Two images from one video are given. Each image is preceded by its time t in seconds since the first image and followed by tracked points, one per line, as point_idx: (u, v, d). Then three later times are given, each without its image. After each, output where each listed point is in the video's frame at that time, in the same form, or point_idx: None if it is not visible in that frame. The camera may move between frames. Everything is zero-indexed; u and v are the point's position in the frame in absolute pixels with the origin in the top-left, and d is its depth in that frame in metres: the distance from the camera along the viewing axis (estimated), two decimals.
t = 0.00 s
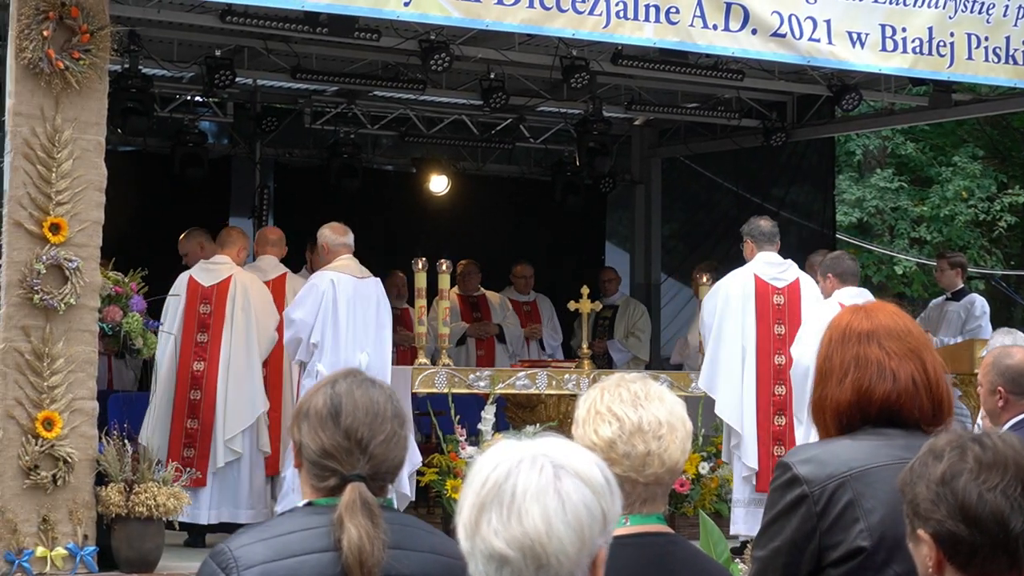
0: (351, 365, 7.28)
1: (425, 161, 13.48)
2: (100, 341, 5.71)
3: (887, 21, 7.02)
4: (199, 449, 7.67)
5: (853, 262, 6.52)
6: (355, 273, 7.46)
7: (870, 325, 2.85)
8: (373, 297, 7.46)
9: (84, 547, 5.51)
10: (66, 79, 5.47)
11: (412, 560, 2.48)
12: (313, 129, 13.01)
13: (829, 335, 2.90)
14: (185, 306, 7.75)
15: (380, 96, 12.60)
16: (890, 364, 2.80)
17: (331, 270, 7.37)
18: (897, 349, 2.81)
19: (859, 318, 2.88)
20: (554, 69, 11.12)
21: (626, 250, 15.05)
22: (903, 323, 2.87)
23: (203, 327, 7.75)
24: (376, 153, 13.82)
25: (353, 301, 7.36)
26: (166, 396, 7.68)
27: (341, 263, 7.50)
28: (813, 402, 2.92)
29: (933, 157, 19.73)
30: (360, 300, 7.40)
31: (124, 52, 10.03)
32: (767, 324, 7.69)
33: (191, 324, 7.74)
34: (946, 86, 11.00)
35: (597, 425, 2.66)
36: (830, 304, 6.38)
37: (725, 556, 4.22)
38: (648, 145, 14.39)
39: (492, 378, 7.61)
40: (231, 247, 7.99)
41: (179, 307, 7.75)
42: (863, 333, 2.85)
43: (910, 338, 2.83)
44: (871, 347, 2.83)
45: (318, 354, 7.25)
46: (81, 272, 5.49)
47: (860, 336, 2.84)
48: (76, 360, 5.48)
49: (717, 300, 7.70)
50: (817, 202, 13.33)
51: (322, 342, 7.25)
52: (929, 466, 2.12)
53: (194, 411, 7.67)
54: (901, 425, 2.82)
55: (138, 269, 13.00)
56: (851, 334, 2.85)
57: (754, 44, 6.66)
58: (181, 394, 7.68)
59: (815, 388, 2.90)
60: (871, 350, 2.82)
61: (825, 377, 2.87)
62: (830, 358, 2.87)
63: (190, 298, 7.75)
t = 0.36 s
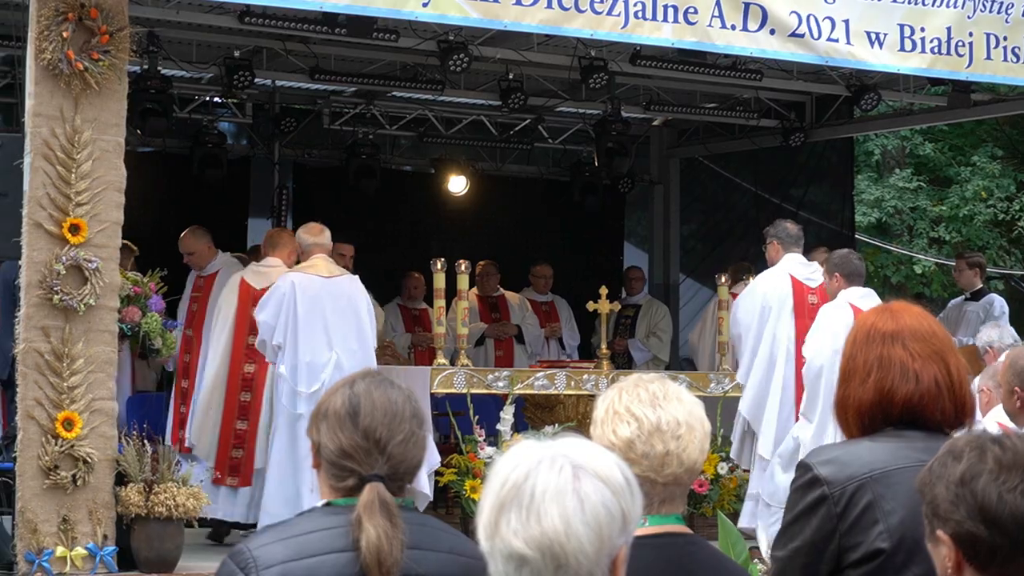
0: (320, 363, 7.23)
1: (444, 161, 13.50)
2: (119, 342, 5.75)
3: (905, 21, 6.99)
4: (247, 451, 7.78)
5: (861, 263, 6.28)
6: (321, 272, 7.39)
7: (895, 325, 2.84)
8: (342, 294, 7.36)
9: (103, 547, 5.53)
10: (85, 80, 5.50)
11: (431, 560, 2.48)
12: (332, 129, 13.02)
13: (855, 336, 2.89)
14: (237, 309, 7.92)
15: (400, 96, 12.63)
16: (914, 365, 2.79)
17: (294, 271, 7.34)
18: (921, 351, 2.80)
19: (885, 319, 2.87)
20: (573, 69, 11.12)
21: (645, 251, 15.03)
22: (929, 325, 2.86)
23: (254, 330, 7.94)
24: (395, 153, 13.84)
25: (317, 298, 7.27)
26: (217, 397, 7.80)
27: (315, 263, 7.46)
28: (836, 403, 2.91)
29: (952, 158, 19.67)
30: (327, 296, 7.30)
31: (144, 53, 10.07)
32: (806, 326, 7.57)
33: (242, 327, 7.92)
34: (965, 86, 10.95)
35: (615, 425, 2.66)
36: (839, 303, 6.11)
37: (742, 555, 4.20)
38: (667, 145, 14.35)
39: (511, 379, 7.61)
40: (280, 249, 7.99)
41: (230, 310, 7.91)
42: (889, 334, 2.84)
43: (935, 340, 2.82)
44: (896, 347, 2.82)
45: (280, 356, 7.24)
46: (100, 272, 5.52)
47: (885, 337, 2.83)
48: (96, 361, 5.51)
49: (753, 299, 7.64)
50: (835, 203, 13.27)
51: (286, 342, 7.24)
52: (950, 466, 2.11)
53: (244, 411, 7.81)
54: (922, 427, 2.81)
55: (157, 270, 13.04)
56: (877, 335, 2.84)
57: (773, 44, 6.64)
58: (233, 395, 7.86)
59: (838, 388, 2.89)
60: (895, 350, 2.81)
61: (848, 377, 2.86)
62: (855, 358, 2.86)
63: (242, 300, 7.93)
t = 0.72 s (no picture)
0: (308, 359, 7.44)
1: (465, 161, 13.50)
2: (139, 341, 5.78)
3: (927, 19, 6.94)
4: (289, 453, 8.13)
5: (825, 266, 6.68)
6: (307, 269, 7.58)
7: (922, 324, 2.81)
8: (331, 290, 7.56)
9: (124, 547, 5.55)
10: (106, 79, 5.53)
11: (451, 559, 2.47)
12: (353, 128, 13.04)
13: (881, 333, 2.86)
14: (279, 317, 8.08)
15: (421, 96, 12.65)
16: (939, 365, 2.76)
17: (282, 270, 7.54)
18: (947, 350, 2.77)
19: (912, 317, 2.84)
20: (594, 68, 11.10)
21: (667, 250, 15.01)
22: (956, 324, 2.82)
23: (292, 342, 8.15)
24: (415, 153, 13.84)
25: (305, 296, 7.48)
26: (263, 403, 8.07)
27: (306, 261, 7.67)
28: (860, 399, 2.89)
29: (974, 157, 19.58)
30: (316, 294, 7.50)
31: (166, 53, 10.11)
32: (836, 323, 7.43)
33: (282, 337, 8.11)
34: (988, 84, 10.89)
35: (636, 425, 2.64)
36: (810, 307, 6.67)
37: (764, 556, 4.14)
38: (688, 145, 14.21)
39: (531, 378, 7.61)
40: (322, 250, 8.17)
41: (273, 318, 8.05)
42: (915, 332, 2.81)
43: (962, 340, 2.79)
44: (922, 346, 2.79)
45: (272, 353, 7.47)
46: (121, 272, 5.54)
47: (911, 335, 2.81)
48: (116, 360, 5.54)
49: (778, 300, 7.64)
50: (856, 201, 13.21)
51: (275, 340, 7.47)
52: (968, 467, 2.10)
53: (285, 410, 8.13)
54: (945, 426, 2.79)
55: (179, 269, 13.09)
56: (902, 332, 2.82)
57: (793, 43, 6.61)
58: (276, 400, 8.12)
59: (862, 385, 2.87)
60: (920, 349, 2.78)
61: (873, 376, 2.83)
62: (880, 356, 2.83)
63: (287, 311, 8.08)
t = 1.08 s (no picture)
0: (313, 364, 7.50)
1: (484, 162, 13.48)
2: (158, 341, 5.79)
3: (947, 19, 6.89)
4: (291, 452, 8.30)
5: (798, 241, 6.96)
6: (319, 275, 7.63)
7: (948, 324, 2.79)
8: (342, 297, 7.60)
9: (144, 548, 5.56)
10: (126, 81, 5.54)
11: (470, 559, 2.46)
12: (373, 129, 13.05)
13: (907, 332, 2.85)
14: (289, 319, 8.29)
15: (440, 97, 12.65)
16: (962, 366, 2.75)
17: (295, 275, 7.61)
18: (972, 351, 2.76)
19: (940, 316, 2.82)
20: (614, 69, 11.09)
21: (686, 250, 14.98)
22: (983, 325, 2.80)
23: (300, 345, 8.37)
24: (435, 154, 13.82)
25: (314, 300, 7.53)
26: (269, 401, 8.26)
27: (318, 267, 7.68)
28: (884, 397, 2.88)
29: (995, 157, 19.48)
30: (325, 299, 7.55)
31: (186, 54, 10.14)
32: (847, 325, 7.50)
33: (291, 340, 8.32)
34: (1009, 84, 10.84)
35: (663, 429, 2.62)
36: (789, 281, 6.88)
37: (784, 558, 4.06)
38: (708, 145, 14.21)
39: (551, 379, 7.59)
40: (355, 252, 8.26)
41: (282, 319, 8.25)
42: (940, 332, 2.79)
43: (988, 341, 2.77)
44: (946, 346, 2.77)
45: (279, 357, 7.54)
46: (141, 273, 5.56)
47: (936, 334, 2.79)
48: (136, 361, 5.56)
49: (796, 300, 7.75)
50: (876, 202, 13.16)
51: (282, 343, 7.54)
52: (988, 468, 2.08)
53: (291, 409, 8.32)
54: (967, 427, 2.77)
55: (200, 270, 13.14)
56: (928, 332, 2.80)
57: (813, 44, 6.58)
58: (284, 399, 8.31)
59: (887, 383, 2.86)
60: (944, 349, 2.77)
61: (897, 374, 2.82)
62: (905, 354, 2.82)
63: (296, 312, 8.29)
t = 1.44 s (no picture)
0: (323, 362, 7.54)
1: (504, 162, 13.46)
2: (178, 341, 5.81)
3: (968, 18, 6.85)
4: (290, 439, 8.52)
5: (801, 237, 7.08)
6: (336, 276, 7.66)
7: (970, 323, 2.77)
8: (356, 298, 7.62)
9: (165, 547, 5.59)
10: (146, 81, 5.57)
11: (490, 560, 2.46)
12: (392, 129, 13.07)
13: (929, 332, 2.83)
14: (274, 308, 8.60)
15: (460, 97, 12.65)
16: (984, 365, 2.73)
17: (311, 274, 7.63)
18: (994, 351, 2.74)
19: (962, 317, 2.80)
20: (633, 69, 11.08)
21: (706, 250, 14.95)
22: (1005, 325, 2.79)
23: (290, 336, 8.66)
24: (455, 153, 13.81)
25: (328, 299, 7.55)
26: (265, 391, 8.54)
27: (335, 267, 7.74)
28: (905, 396, 2.86)
29: (1016, 157, 19.39)
30: (337, 299, 7.57)
31: (207, 55, 10.17)
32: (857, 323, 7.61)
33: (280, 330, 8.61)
34: None
35: (691, 434, 2.60)
36: (787, 275, 6.95)
37: (804, 559, 3.98)
38: (727, 145, 14.22)
39: (571, 379, 7.58)
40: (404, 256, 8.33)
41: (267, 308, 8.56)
42: (962, 331, 2.77)
43: (1010, 342, 2.76)
44: (968, 346, 2.75)
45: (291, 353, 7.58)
46: (161, 273, 5.58)
47: (958, 334, 2.77)
48: (157, 361, 5.58)
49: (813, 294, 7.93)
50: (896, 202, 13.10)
51: (294, 340, 7.57)
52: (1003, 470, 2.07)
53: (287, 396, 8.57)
54: (987, 427, 2.75)
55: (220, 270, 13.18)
56: (950, 331, 2.78)
57: (833, 43, 6.56)
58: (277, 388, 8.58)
59: (908, 382, 2.85)
60: (966, 348, 2.75)
61: (918, 373, 2.81)
62: (927, 353, 2.80)
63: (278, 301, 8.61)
